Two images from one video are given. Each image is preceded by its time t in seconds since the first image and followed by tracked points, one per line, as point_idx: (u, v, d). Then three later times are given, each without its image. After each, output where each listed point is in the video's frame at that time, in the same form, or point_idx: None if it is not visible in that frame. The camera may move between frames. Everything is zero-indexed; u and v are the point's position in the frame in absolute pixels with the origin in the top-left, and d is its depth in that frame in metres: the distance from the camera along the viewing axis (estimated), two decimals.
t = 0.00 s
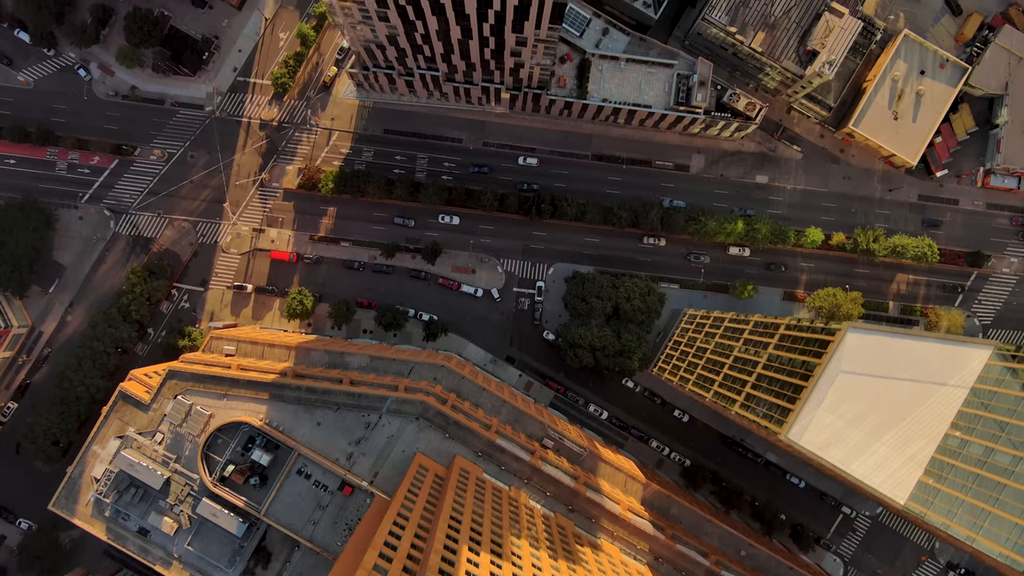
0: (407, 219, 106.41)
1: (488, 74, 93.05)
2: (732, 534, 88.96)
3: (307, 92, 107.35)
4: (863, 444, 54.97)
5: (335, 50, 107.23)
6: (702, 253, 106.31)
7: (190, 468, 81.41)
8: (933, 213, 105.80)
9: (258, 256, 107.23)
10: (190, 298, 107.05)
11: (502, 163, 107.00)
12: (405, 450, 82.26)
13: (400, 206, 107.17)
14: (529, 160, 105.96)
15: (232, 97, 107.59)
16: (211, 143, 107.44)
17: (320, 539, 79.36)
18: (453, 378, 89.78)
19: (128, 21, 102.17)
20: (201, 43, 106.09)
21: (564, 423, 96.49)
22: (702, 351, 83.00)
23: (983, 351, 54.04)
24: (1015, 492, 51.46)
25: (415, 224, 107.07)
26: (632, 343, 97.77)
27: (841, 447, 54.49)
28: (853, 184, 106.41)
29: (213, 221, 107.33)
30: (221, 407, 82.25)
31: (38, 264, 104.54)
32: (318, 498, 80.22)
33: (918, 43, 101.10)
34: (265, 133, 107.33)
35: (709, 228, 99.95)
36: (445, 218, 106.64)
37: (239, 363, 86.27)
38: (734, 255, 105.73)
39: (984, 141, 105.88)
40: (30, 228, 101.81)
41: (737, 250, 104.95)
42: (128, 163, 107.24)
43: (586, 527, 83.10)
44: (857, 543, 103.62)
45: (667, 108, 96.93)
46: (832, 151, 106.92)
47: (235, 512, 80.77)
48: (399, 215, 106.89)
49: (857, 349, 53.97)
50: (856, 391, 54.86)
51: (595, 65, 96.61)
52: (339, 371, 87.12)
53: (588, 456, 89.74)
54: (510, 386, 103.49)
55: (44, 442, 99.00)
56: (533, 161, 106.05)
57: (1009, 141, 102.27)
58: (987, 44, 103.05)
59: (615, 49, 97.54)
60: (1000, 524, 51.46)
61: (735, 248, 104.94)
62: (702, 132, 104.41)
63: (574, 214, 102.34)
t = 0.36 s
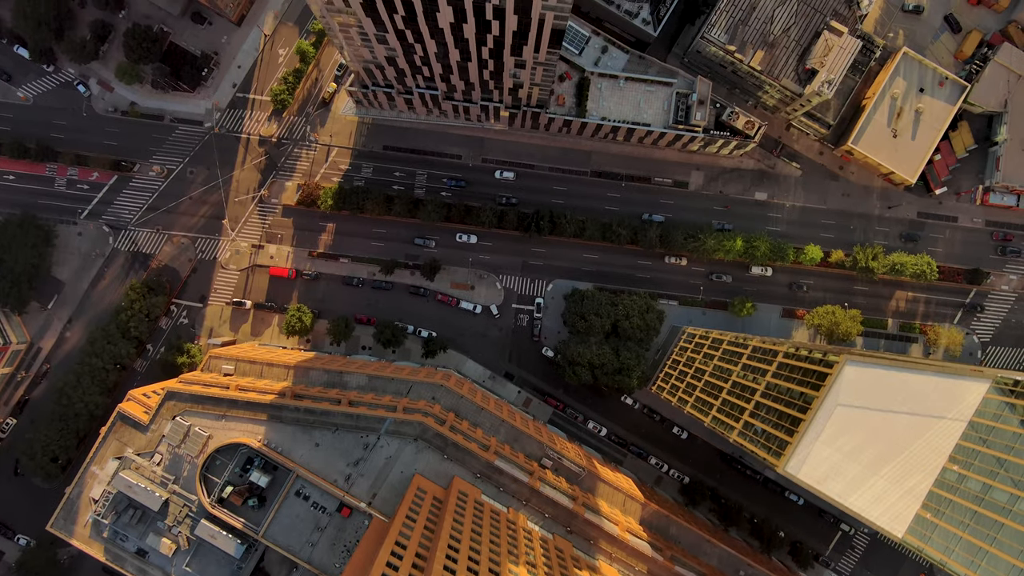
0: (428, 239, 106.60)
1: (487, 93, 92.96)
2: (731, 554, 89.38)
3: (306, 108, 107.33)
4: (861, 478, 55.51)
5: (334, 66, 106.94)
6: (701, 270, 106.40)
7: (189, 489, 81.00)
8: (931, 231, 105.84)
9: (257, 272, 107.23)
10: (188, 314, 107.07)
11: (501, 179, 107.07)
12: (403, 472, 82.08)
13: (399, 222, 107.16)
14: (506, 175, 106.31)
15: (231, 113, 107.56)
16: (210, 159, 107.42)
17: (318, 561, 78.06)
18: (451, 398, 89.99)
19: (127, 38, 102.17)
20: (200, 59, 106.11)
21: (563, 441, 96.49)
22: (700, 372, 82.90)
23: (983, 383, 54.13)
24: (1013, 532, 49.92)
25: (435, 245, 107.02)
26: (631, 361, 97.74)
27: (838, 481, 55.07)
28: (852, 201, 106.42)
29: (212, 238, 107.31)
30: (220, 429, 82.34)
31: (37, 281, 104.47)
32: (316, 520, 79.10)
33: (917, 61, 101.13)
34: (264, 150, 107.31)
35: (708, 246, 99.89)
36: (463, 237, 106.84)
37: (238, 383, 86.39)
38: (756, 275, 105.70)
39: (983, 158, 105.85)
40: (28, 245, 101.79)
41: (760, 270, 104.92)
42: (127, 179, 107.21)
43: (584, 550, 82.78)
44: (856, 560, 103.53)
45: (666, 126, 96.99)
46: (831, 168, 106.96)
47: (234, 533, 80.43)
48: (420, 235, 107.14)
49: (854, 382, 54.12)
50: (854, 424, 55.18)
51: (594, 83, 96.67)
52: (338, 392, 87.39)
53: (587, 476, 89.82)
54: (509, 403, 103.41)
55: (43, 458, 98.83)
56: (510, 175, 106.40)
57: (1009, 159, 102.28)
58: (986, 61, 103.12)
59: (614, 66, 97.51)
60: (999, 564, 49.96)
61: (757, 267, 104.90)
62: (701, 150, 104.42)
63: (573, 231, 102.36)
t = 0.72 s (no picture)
0: (449, 260, 106.37)
1: (486, 112, 92.97)
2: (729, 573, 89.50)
3: (306, 123, 107.37)
4: (859, 510, 55.61)
5: (334, 83, 107.22)
6: (699, 287, 106.48)
7: (186, 510, 80.83)
8: (931, 248, 105.82)
9: (256, 288, 107.23)
10: (187, 330, 107.11)
11: (500, 196, 107.19)
12: (402, 493, 81.94)
13: (399, 238, 107.15)
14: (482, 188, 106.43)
15: (230, 129, 107.55)
16: (210, 175, 107.41)
17: None
18: (450, 417, 90.11)
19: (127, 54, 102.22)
20: (199, 75, 106.13)
21: (562, 459, 96.55)
22: (698, 394, 82.93)
23: (979, 418, 55.10)
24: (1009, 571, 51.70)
25: (456, 265, 107.00)
26: (630, 379, 97.72)
27: (837, 513, 55.10)
28: (851, 218, 106.42)
29: (211, 254, 107.30)
30: (218, 449, 82.28)
31: (36, 297, 104.36)
32: (314, 541, 79.25)
33: (916, 79, 101.10)
34: (263, 166, 107.34)
35: (707, 264, 99.88)
36: (480, 256, 106.32)
37: (236, 403, 86.48)
38: (779, 294, 105.73)
39: (982, 175, 105.83)
40: (27, 261, 101.56)
41: (782, 289, 105.03)
42: (126, 195, 107.19)
43: (583, 571, 81.74)
44: None
45: (665, 145, 97.08)
46: (830, 184, 106.97)
47: (233, 554, 80.42)
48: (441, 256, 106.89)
49: (854, 416, 54.16)
50: (853, 457, 55.19)
51: (593, 102, 96.75)
52: (337, 412, 87.58)
53: (585, 495, 89.85)
54: (508, 420, 103.34)
55: (41, 475, 98.73)
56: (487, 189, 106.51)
57: (1008, 177, 102.29)
58: (985, 79, 103.05)
59: (613, 85, 97.63)
60: None
61: (779, 286, 105.00)
62: (700, 167, 104.50)
63: (572, 248, 102.32)
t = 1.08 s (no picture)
0: (469, 279, 106.38)
1: (486, 129, 92.96)
2: None
3: (305, 138, 107.40)
4: (858, 541, 55.91)
5: (333, 98, 107.29)
6: (698, 302, 106.47)
7: (185, 529, 80.69)
8: (930, 263, 105.81)
9: (255, 302, 107.21)
10: (186, 345, 107.06)
11: (499, 211, 107.19)
12: (400, 512, 81.87)
13: (398, 253, 107.18)
14: (460, 201, 106.31)
15: (229, 143, 107.56)
16: (209, 190, 107.43)
17: None
18: (449, 435, 90.11)
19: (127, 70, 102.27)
20: (199, 90, 106.17)
21: (560, 476, 96.49)
22: (697, 413, 82.89)
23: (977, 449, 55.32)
24: None
25: (477, 284, 106.99)
26: (629, 395, 97.70)
27: (835, 544, 55.35)
28: (850, 233, 106.40)
29: (210, 268, 107.29)
30: (217, 468, 82.24)
31: (35, 312, 104.30)
32: (312, 561, 79.11)
33: (915, 95, 101.09)
34: (262, 181, 107.32)
35: (706, 280, 99.89)
36: (496, 273, 106.36)
37: (235, 422, 86.57)
38: (800, 312, 105.50)
39: (981, 191, 105.79)
40: (26, 276, 101.51)
41: (804, 306, 104.67)
42: (125, 210, 107.17)
43: None
44: None
45: (664, 161, 97.07)
46: (829, 200, 106.95)
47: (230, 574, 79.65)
48: (461, 275, 107.02)
49: (853, 447, 54.12)
50: (851, 488, 55.29)
51: (592, 118, 96.79)
52: (335, 429, 87.69)
53: (584, 513, 89.70)
54: (506, 436, 103.25)
55: (40, 490, 98.73)
56: (464, 202, 106.32)
57: (1007, 193, 102.32)
58: (984, 94, 103.12)
59: (611, 101, 97.43)
60: None
61: (800, 304, 104.82)
62: (699, 183, 104.62)
63: (571, 263, 102.29)
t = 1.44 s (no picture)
0: (492, 299, 106.59)
1: (485, 148, 92.95)
2: None
3: (304, 154, 107.44)
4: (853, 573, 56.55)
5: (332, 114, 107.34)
6: (698, 319, 106.44)
7: (184, 551, 79.81)
8: (929, 281, 105.84)
9: (254, 318, 107.21)
10: (185, 361, 107.01)
11: (498, 227, 107.22)
12: (399, 533, 81.64)
13: (397, 269, 107.18)
14: (434, 214, 106.68)
15: (229, 159, 107.58)
16: (208, 206, 107.44)
17: None
18: (447, 454, 90.08)
19: (126, 86, 102.19)
20: (197, 106, 105.65)
21: (559, 494, 96.46)
22: (695, 434, 83.03)
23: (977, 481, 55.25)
24: None
25: (500, 304, 107.02)
26: (627, 413, 97.70)
27: None
28: (849, 250, 106.41)
29: (209, 284, 107.29)
30: (215, 489, 82.21)
31: (33, 328, 104.29)
32: None
33: (914, 112, 101.04)
34: (262, 197, 107.33)
35: (705, 297, 99.89)
36: (516, 291, 106.29)
37: (234, 442, 86.75)
38: (822, 331, 105.52)
39: (980, 209, 105.70)
40: (25, 293, 101.61)
41: (825, 326, 104.95)
42: (125, 226, 107.20)
43: None
44: None
45: (663, 179, 97.05)
46: (829, 217, 106.93)
47: None
48: (484, 295, 107.18)
49: (850, 480, 54.23)
50: (848, 521, 55.60)
51: (591, 136, 96.80)
52: (334, 449, 87.86)
53: (582, 533, 89.59)
54: (505, 453, 103.16)
55: (39, 506, 98.68)
56: (439, 216, 106.88)
57: (1005, 211, 102.33)
58: (984, 112, 103.11)
59: (611, 118, 98.48)
60: None
61: (823, 323, 104.87)
62: (698, 200, 104.66)
63: (570, 280, 102.30)
